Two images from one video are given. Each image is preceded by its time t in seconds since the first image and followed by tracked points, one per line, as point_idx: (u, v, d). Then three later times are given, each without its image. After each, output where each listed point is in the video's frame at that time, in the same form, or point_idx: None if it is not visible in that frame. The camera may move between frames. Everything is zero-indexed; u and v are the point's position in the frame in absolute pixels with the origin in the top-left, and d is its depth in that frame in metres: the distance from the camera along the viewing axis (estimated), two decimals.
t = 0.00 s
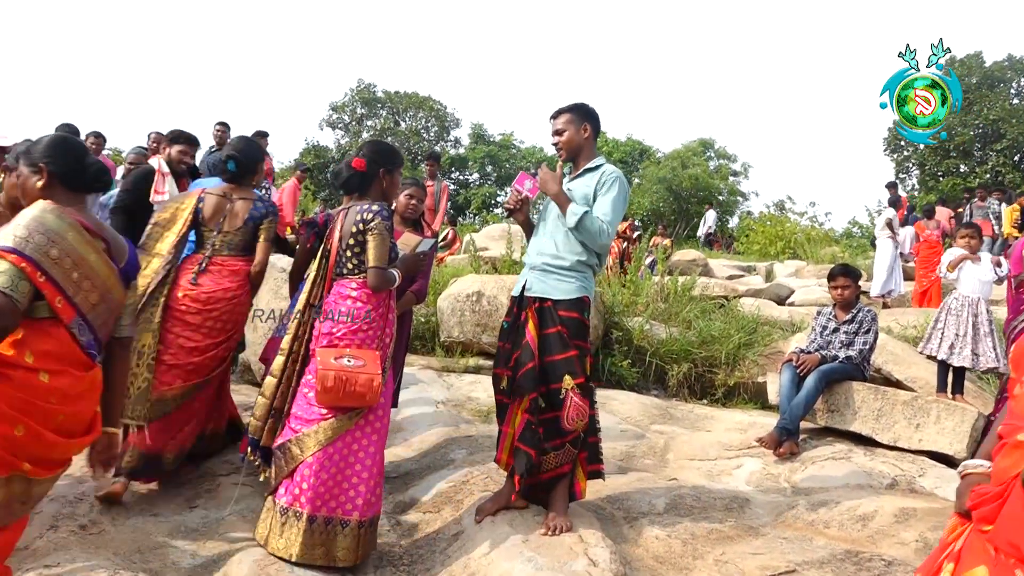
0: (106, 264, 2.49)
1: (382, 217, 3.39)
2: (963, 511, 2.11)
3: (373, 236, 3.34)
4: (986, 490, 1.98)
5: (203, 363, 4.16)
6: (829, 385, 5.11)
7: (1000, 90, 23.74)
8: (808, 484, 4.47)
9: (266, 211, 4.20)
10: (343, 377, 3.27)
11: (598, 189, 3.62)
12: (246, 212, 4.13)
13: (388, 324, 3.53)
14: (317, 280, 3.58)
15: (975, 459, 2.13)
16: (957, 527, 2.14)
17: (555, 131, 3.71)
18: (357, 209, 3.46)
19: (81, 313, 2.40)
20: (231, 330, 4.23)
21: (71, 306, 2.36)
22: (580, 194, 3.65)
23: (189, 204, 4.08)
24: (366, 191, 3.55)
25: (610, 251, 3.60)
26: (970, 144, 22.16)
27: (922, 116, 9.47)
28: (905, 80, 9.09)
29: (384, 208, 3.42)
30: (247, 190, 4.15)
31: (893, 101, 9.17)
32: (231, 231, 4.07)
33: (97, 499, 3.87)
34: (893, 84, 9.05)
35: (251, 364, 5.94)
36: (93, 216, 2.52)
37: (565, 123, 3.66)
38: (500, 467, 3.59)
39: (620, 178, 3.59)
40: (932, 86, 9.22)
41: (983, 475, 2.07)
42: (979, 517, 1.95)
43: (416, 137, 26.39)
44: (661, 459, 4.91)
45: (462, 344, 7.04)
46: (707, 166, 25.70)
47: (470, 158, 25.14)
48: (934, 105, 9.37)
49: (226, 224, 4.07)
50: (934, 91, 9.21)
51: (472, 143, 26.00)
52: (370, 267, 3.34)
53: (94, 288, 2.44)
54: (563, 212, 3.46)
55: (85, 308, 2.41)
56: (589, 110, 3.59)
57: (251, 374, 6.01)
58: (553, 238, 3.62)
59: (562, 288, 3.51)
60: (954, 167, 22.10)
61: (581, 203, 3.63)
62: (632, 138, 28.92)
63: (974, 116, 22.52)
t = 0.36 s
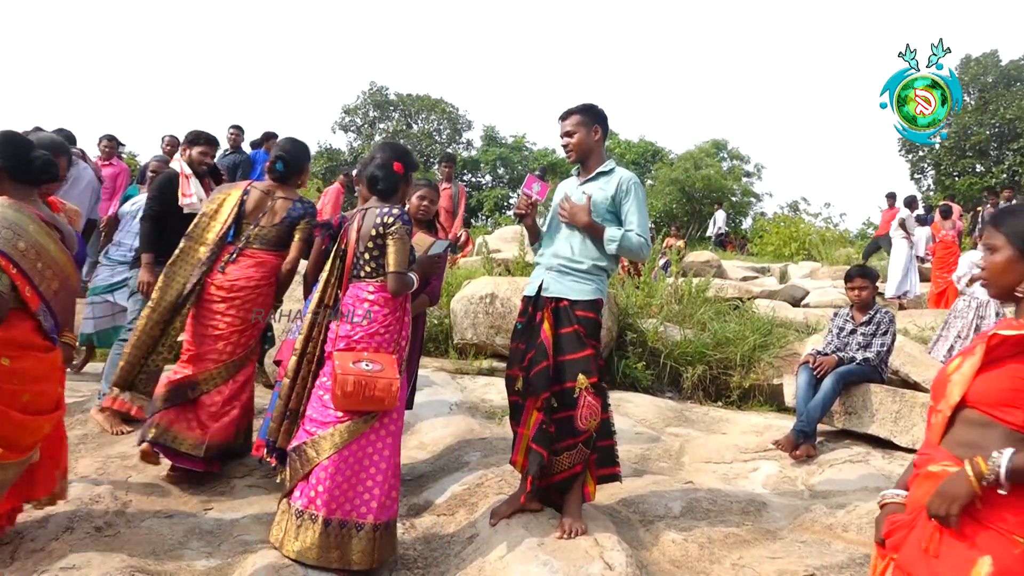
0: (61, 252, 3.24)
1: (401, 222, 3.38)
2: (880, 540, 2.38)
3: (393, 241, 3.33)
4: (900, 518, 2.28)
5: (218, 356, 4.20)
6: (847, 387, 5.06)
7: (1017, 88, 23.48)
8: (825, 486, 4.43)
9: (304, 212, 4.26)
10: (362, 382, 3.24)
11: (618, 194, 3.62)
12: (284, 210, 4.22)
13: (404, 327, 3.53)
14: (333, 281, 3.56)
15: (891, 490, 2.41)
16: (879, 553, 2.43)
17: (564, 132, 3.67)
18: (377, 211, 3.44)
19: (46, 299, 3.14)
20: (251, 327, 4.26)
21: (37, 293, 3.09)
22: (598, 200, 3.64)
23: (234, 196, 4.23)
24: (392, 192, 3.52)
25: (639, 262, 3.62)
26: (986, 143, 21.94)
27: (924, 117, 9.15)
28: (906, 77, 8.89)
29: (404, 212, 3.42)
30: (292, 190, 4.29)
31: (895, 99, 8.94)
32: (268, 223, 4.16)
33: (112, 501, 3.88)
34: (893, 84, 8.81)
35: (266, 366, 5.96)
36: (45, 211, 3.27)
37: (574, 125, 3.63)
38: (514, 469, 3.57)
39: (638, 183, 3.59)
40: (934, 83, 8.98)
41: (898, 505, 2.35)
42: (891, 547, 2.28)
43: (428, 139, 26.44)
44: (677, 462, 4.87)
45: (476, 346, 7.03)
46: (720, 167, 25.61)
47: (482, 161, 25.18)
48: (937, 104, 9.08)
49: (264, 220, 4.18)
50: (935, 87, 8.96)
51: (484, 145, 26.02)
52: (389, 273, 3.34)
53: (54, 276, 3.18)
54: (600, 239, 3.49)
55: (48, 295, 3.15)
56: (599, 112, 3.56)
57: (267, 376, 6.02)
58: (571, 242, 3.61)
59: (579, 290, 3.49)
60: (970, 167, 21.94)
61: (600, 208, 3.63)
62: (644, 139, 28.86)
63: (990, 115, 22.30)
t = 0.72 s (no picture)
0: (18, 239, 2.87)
1: (416, 222, 3.38)
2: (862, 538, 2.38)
3: (407, 242, 3.34)
4: (881, 512, 2.30)
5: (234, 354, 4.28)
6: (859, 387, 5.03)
7: None
8: (836, 487, 4.40)
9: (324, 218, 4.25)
10: (376, 381, 3.24)
11: (634, 195, 3.62)
12: (305, 214, 4.21)
13: (414, 327, 3.53)
14: (344, 277, 3.56)
15: (870, 486, 2.41)
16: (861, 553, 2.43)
17: (575, 131, 3.65)
18: (390, 210, 3.44)
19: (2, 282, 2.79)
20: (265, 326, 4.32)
21: None
22: (614, 200, 3.62)
23: (259, 199, 4.22)
24: (407, 190, 3.52)
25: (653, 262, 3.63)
26: (999, 144, 21.79)
27: (923, 116, 7.71)
28: (906, 75, 7.57)
29: (419, 212, 3.41)
30: (315, 197, 4.27)
31: (894, 101, 7.59)
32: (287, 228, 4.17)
33: (123, 497, 3.89)
34: (892, 85, 7.50)
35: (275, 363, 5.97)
36: None
37: (586, 124, 3.61)
38: (527, 468, 3.56)
39: (654, 183, 3.60)
40: (931, 80, 7.62)
41: (877, 501, 2.36)
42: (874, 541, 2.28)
43: (438, 138, 26.46)
44: (687, 461, 4.85)
45: (485, 344, 7.02)
46: (730, 167, 25.53)
47: (492, 160, 25.17)
48: (933, 103, 7.69)
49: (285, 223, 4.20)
50: (926, 87, 7.62)
51: (494, 144, 26.02)
52: (402, 274, 3.35)
53: (10, 262, 2.83)
54: (615, 239, 3.48)
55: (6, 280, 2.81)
56: (612, 111, 3.54)
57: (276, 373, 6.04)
58: (586, 240, 3.58)
59: (596, 291, 3.48)
60: (983, 167, 21.81)
61: (616, 208, 3.62)
62: (654, 138, 28.78)
63: (1003, 115, 22.15)
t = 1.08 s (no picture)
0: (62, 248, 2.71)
1: (430, 221, 3.37)
2: (856, 550, 2.32)
3: (420, 240, 3.34)
4: (877, 526, 2.25)
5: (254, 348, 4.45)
6: (871, 387, 5.01)
7: None
8: (848, 487, 4.38)
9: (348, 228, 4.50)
10: (388, 379, 3.24)
11: (648, 194, 3.61)
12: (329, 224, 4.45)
13: (426, 326, 3.53)
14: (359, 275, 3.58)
15: (866, 497, 2.38)
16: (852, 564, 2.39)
17: (586, 130, 3.65)
18: (405, 207, 3.44)
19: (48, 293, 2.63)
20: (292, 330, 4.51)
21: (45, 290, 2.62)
22: (627, 200, 3.62)
23: (287, 210, 4.52)
24: (423, 192, 3.52)
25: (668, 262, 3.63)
26: (1011, 142, 21.62)
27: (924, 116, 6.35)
28: (905, 74, 6.39)
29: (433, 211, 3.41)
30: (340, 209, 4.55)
31: (892, 102, 6.40)
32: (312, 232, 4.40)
33: (136, 494, 3.91)
34: (891, 84, 6.35)
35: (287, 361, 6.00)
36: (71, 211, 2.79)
37: (597, 123, 3.60)
38: (539, 467, 3.55)
39: (668, 183, 3.58)
40: (933, 77, 6.38)
41: (873, 513, 2.33)
42: (869, 555, 2.22)
43: (447, 137, 26.49)
44: (698, 460, 4.84)
45: (495, 343, 7.02)
46: (740, 166, 25.45)
47: (501, 159, 25.17)
48: (936, 104, 6.37)
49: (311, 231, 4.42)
50: (932, 83, 6.41)
51: (503, 143, 26.02)
52: (414, 273, 3.35)
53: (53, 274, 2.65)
54: (629, 239, 3.48)
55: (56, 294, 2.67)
56: (624, 110, 3.53)
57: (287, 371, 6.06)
58: (599, 239, 3.57)
59: (609, 290, 3.48)
60: (994, 166, 21.65)
61: (630, 207, 3.61)
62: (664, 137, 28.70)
63: (1016, 114, 21.99)
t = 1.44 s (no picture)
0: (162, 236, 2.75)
1: (437, 214, 3.37)
2: (848, 540, 2.26)
3: (427, 233, 3.33)
4: (878, 518, 2.13)
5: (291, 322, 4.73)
6: (879, 378, 5.00)
7: None
8: (857, 478, 4.38)
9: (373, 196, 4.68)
10: (395, 371, 3.24)
11: (656, 185, 3.60)
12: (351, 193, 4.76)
13: (434, 319, 3.54)
14: (366, 267, 3.61)
15: (860, 488, 2.28)
16: (842, 552, 2.30)
17: (594, 122, 3.64)
18: (412, 200, 3.43)
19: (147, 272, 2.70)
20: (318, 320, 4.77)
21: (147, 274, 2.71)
22: (635, 191, 3.61)
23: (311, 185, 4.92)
24: (433, 179, 3.51)
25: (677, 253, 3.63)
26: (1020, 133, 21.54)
27: (921, 117, 6.69)
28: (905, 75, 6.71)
29: (440, 204, 3.40)
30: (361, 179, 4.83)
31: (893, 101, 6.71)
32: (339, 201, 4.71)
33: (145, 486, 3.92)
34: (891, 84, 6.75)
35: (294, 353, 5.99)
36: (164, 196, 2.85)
37: (605, 115, 3.59)
38: (547, 459, 3.55)
39: (676, 173, 3.57)
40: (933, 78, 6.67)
41: (867, 503, 2.23)
42: (866, 548, 2.12)
43: (453, 130, 26.51)
44: (705, 452, 4.84)
45: (502, 335, 7.03)
46: (747, 158, 25.40)
47: (507, 151, 25.18)
48: (934, 104, 6.65)
49: (337, 202, 4.79)
50: (928, 84, 6.67)
51: (509, 136, 26.01)
52: (420, 266, 3.35)
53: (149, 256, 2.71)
54: (636, 230, 3.47)
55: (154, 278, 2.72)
56: (632, 101, 3.52)
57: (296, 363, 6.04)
58: (605, 230, 3.56)
59: (615, 281, 3.47)
60: (1003, 157, 21.53)
61: (638, 198, 3.60)
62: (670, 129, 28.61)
63: None
